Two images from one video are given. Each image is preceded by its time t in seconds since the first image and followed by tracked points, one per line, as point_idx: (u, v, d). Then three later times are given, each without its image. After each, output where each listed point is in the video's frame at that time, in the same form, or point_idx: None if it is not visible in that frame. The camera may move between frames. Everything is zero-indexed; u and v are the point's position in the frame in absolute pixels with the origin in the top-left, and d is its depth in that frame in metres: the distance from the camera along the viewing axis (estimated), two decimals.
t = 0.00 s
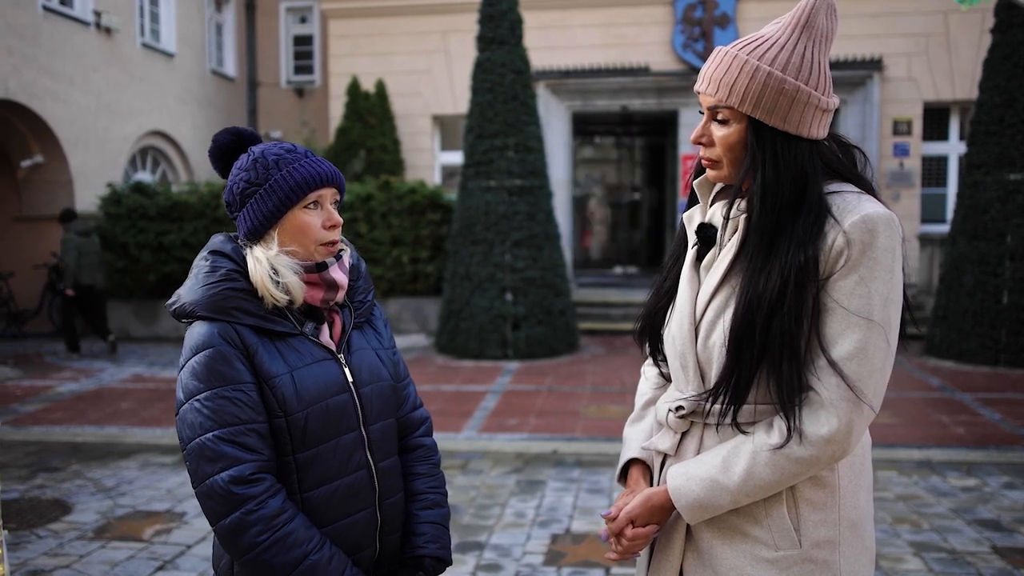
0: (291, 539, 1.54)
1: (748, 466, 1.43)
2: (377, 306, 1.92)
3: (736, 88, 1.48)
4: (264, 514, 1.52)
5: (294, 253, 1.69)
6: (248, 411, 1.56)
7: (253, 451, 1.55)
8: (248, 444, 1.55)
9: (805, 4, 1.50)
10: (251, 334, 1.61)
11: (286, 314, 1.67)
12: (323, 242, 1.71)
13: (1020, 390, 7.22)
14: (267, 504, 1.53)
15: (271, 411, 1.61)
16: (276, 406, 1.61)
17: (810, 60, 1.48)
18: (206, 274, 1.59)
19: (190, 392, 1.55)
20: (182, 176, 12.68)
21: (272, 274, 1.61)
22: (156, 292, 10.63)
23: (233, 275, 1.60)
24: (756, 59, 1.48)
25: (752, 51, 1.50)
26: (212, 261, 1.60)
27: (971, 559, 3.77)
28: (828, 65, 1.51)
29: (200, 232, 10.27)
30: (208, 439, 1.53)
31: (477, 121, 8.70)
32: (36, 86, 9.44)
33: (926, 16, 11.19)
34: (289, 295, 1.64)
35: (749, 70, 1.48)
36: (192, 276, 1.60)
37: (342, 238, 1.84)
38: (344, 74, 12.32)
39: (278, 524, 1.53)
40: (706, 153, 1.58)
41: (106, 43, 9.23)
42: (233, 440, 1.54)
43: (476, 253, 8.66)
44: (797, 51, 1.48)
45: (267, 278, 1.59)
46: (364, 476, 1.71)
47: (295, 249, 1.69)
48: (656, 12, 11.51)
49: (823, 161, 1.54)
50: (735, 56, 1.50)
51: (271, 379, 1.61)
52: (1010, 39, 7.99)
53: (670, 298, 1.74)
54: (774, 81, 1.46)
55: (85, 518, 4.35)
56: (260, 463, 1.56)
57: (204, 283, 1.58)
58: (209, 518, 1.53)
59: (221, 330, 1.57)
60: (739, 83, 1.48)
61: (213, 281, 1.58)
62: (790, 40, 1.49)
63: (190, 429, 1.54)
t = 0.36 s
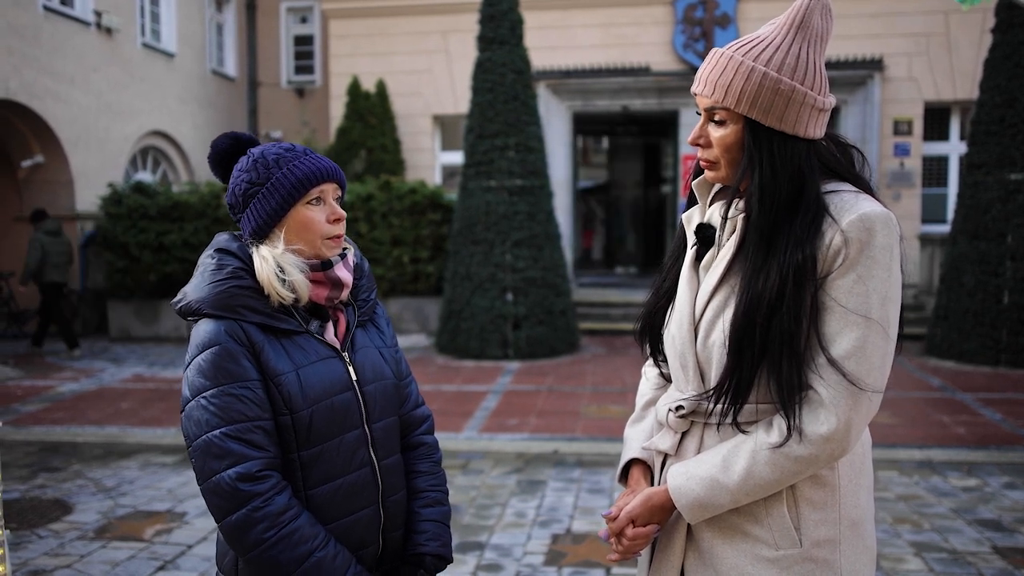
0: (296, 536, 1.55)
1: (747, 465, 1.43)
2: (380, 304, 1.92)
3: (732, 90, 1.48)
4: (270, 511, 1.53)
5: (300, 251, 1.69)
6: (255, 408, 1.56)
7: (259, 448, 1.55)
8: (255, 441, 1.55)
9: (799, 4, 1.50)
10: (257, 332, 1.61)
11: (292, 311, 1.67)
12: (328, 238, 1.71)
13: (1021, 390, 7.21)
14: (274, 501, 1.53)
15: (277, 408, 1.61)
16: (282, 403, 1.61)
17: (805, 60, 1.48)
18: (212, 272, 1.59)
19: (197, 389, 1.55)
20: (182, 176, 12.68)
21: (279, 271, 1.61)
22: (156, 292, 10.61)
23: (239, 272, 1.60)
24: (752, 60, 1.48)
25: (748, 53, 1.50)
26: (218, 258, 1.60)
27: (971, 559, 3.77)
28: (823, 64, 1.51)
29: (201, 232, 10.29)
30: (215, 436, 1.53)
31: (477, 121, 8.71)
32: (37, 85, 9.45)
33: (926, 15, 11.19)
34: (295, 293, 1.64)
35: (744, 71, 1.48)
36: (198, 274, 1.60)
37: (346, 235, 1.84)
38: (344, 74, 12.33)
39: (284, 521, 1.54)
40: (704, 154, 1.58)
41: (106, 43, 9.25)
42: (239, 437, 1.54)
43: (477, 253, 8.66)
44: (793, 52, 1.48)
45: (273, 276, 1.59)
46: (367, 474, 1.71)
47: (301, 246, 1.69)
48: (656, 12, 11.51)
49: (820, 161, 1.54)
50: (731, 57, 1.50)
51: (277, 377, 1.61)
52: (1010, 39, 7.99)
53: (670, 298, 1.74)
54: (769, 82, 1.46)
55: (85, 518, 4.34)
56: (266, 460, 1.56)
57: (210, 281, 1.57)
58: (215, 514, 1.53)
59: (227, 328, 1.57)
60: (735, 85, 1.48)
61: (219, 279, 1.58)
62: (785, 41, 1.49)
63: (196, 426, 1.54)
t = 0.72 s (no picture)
0: (303, 533, 1.55)
1: (748, 464, 1.43)
2: (386, 303, 1.92)
3: (734, 90, 1.48)
4: (277, 508, 1.53)
5: (308, 251, 1.69)
6: (263, 406, 1.56)
7: (267, 446, 1.55)
8: (262, 439, 1.55)
9: (801, 4, 1.50)
10: (266, 330, 1.61)
11: (300, 310, 1.67)
12: (337, 237, 1.71)
13: (1022, 389, 7.21)
14: (281, 498, 1.54)
15: (284, 405, 1.61)
16: (290, 401, 1.61)
17: (807, 61, 1.48)
18: (221, 271, 1.59)
19: (205, 387, 1.55)
20: (183, 175, 12.68)
21: (287, 270, 1.61)
22: (157, 292, 10.60)
23: (248, 271, 1.60)
24: (753, 61, 1.49)
25: (749, 53, 1.50)
26: (227, 257, 1.60)
27: (972, 559, 3.77)
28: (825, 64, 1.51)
29: (202, 232, 10.30)
30: (223, 433, 1.53)
31: (479, 121, 8.71)
32: (38, 86, 9.46)
33: (927, 16, 11.19)
34: (303, 292, 1.64)
35: (746, 71, 1.48)
36: (207, 272, 1.60)
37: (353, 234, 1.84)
38: (345, 74, 12.33)
39: (291, 518, 1.54)
40: (706, 154, 1.58)
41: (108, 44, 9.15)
42: (248, 434, 1.54)
43: (478, 253, 8.66)
44: (794, 52, 1.49)
45: (282, 276, 1.59)
46: (373, 471, 1.72)
47: (309, 246, 1.69)
48: (657, 12, 11.51)
49: (821, 161, 1.54)
50: (733, 57, 1.51)
51: (284, 375, 1.61)
52: (1011, 39, 7.98)
53: (671, 298, 1.74)
54: (770, 82, 1.46)
55: (87, 518, 4.35)
56: (274, 457, 1.56)
57: (219, 279, 1.58)
58: (223, 511, 1.54)
59: (236, 326, 1.57)
60: (737, 85, 1.48)
61: (228, 278, 1.58)
62: (787, 41, 1.49)
63: (205, 423, 1.54)
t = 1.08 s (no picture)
0: (305, 530, 1.54)
1: (749, 464, 1.43)
2: (394, 304, 1.92)
3: (733, 90, 1.48)
4: (280, 505, 1.53)
5: (311, 251, 1.69)
6: (266, 403, 1.56)
7: (270, 443, 1.55)
8: (265, 436, 1.55)
9: (800, 4, 1.50)
10: (270, 329, 1.61)
11: (305, 309, 1.67)
12: (340, 238, 1.71)
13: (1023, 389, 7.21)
14: (283, 495, 1.53)
15: (288, 403, 1.61)
16: (293, 399, 1.61)
17: (806, 60, 1.48)
18: (226, 271, 1.61)
19: (210, 385, 1.55)
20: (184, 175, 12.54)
21: (290, 271, 1.61)
22: (158, 292, 10.59)
23: (251, 271, 1.61)
24: (753, 61, 1.48)
25: (749, 53, 1.50)
26: (232, 257, 1.62)
27: (973, 559, 3.77)
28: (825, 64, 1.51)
29: (203, 231, 10.31)
30: (226, 431, 1.53)
31: (479, 121, 8.71)
32: (38, 86, 9.46)
33: (927, 15, 11.19)
34: (307, 292, 1.64)
35: (746, 72, 1.48)
36: (212, 274, 1.62)
37: (358, 234, 1.84)
38: (346, 73, 12.34)
39: (293, 515, 1.54)
40: (706, 154, 1.58)
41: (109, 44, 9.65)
42: (250, 432, 1.54)
43: (478, 252, 8.67)
44: (794, 52, 1.49)
45: (284, 276, 1.59)
46: (378, 470, 1.71)
47: (313, 247, 1.69)
48: (658, 11, 11.51)
49: (822, 160, 1.54)
50: (732, 58, 1.51)
51: (288, 373, 1.60)
52: (1011, 38, 7.98)
53: (671, 297, 1.74)
54: (770, 82, 1.46)
55: (87, 517, 4.35)
56: (277, 454, 1.56)
57: (225, 279, 1.59)
58: (226, 509, 1.54)
59: (239, 325, 1.57)
60: (736, 85, 1.48)
61: (232, 278, 1.59)
62: (786, 41, 1.49)
63: (208, 421, 1.54)
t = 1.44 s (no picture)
0: (307, 532, 1.54)
1: (750, 466, 1.43)
2: (401, 306, 1.92)
3: (734, 91, 1.48)
4: (282, 506, 1.53)
5: (318, 253, 1.69)
6: (269, 404, 1.56)
7: (272, 444, 1.55)
8: (268, 437, 1.55)
9: (801, 4, 1.50)
10: (274, 330, 1.61)
11: (309, 310, 1.67)
12: (346, 243, 1.71)
13: None
14: (285, 497, 1.53)
15: (292, 405, 1.61)
16: (297, 401, 1.61)
17: (807, 61, 1.48)
18: (231, 271, 1.60)
19: (213, 385, 1.55)
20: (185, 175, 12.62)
21: (295, 271, 1.61)
22: (159, 292, 10.59)
23: (257, 271, 1.61)
24: (754, 62, 1.48)
25: (750, 54, 1.50)
26: (237, 258, 1.62)
27: (974, 559, 3.76)
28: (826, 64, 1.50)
29: (204, 231, 10.31)
30: (229, 431, 1.53)
31: (480, 121, 8.70)
32: (39, 86, 9.46)
33: (927, 15, 11.18)
34: (312, 292, 1.63)
35: (747, 72, 1.48)
36: (218, 272, 1.61)
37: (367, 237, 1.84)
38: (347, 73, 12.34)
39: (295, 516, 1.53)
40: (706, 155, 1.58)
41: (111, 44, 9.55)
42: (253, 432, 1.54)
43: (479, 252, 8.67)
44: (794, 53, 1.48)
45: (290, 277, 1.59)
46: (382, 473, 1.71)
47: (319, 248, 1.69)
48: (659, 11, 11.50)
49: (823, 161, 1.53)
50: (733, 58, 1.51)
51: (292, 374, 1.61)
52: (1012, 38, 7.98)
53: (672, 297, 1.74)
54: (770, 83, 1.46)
55: (88, 518, 4.35)
56: (280, 455, 1.56)
57: (230, 279, 1.59)
58: (229, 509, 1.54)
59: (243, 325, 1.57)
60: (737, 86, 1.48)
61: (238, 278, 1.59)
62: (787, 41, 1.49)
63: (212, 421, 1.54)
